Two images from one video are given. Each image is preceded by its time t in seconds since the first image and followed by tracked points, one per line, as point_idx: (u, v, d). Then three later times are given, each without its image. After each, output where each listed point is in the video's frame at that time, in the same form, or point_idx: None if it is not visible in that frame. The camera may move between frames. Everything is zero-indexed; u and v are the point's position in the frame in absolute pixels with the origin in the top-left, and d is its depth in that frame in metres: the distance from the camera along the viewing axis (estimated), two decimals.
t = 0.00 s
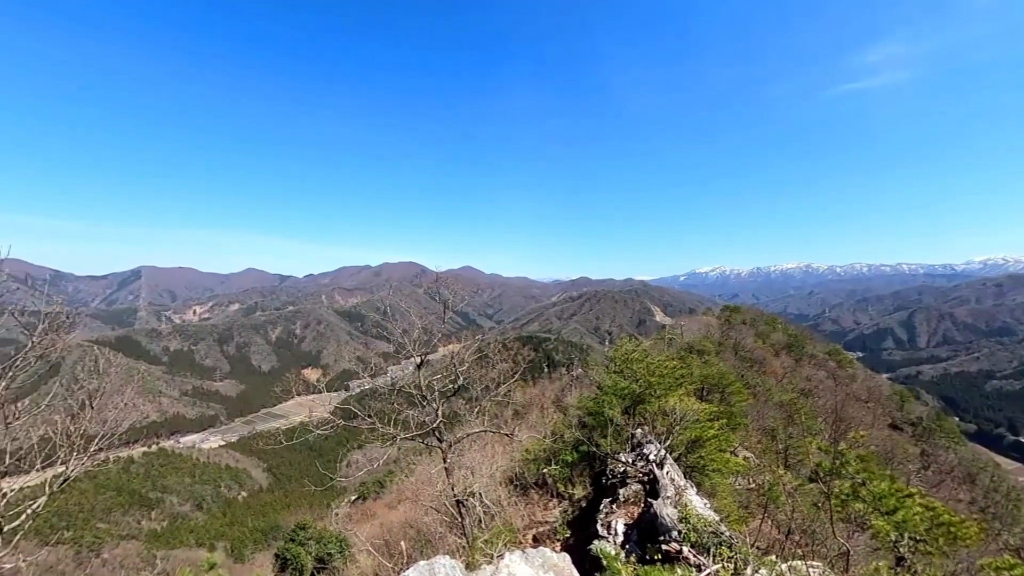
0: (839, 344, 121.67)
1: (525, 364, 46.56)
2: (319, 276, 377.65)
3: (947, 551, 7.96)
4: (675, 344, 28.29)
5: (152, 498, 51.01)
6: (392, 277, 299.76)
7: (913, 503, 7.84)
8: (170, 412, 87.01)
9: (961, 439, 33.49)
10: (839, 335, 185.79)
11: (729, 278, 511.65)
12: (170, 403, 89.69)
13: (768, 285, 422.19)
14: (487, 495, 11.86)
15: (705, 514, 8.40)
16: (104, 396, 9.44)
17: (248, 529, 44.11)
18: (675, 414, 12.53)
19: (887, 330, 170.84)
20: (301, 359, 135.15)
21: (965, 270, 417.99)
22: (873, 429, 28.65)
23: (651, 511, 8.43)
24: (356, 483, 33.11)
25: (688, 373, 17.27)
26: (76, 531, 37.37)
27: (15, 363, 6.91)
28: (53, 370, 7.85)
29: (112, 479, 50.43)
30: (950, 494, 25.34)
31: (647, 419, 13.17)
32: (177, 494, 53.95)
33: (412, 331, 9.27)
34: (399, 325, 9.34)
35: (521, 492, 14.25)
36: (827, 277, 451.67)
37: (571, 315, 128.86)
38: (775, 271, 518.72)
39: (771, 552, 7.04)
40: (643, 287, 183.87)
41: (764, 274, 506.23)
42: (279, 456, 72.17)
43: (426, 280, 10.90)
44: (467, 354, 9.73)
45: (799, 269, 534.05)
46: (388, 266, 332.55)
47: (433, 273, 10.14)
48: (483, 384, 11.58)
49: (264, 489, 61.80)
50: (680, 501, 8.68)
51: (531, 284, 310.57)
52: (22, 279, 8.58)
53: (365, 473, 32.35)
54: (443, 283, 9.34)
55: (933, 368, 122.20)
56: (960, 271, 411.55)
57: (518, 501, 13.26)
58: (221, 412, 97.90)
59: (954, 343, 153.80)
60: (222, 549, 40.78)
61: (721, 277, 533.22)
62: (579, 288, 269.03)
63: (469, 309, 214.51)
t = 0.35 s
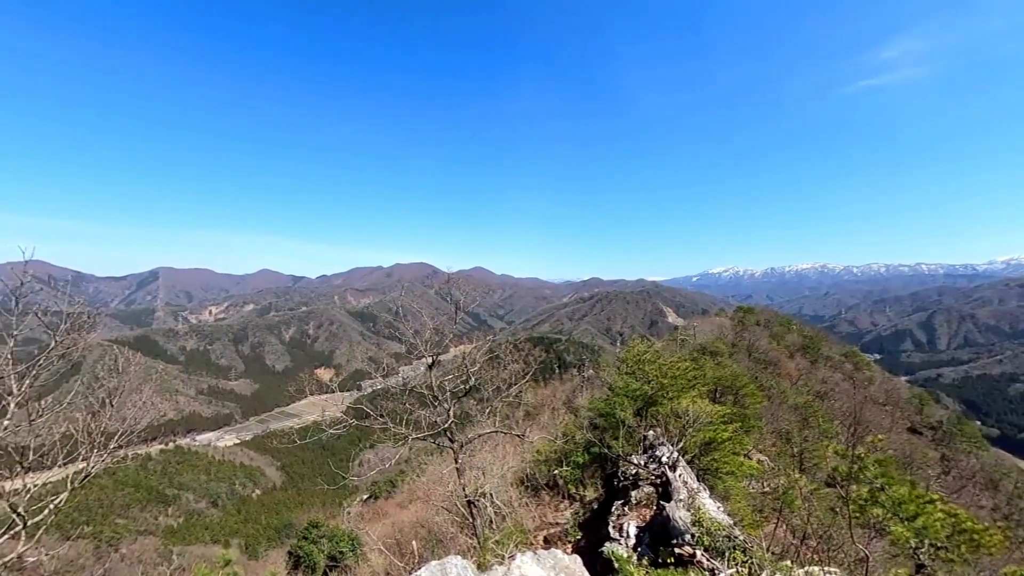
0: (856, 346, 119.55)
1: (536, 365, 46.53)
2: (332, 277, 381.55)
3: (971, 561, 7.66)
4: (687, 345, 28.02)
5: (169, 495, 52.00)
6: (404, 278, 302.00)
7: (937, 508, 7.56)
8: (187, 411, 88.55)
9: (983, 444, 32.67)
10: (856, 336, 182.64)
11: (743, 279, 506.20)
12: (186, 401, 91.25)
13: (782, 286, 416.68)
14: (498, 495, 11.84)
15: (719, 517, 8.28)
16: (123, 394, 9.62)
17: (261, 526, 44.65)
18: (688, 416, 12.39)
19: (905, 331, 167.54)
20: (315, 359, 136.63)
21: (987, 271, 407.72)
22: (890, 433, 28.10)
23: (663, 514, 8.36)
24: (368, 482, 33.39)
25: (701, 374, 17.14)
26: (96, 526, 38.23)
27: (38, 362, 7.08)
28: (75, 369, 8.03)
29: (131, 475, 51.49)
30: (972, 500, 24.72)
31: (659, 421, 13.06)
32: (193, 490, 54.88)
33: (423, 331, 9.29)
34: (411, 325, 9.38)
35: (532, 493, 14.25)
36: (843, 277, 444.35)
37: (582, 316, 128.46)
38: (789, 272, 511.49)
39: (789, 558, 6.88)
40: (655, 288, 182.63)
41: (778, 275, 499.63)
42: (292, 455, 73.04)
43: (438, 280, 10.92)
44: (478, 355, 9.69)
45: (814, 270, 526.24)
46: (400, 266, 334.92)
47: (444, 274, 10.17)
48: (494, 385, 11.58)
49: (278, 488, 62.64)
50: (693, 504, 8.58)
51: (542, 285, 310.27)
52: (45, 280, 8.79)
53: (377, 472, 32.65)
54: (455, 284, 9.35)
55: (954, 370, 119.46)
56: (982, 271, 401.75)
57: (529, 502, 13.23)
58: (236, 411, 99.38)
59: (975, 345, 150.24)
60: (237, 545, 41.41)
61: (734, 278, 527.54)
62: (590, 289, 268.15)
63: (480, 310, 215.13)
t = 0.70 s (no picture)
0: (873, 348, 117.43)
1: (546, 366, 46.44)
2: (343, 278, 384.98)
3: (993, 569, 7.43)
4: (699, 347, 27.72)
5: (184, 492, 52.78)
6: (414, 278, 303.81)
7: (957, 514, 7.36)
8: (201, 409, 89.79)
9: (1004, 449, 31.88)
10: (872, 338, 179.57)
11: (755, 280, 500.94)
12: (200, 400, 92.59)
13: (796, 287, 411.36)
14: (508, 496, 11.85)
15: (731, 521, 8.19)
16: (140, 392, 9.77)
17: (273, 524, 45.10)
18: (700, 418, 12.24)
19: (923, 333, 164.34)
20: (326, 359, 137.83)
21: (1009, 271, 398.14)
22: (908, 436, 27.54)
23: (674, 517, 8.31)
24: (378, 482, 33.57)
25: (713, 376, 16.95)
26: (113, 522, 38.91)
27: (59, 361, 7.23)
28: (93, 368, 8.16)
29: (147, 472, 52.36)
30: (993, 506, 24.13)
31: (671, 422, 12.93)
32: (207, 488, 55.63)
33: (434, 331, 9.34)
34: (422, 326, 9.41)
35: (542, 494, 14.22)
36: (858, 278, 437.42)
37: (592, 316, 128.00)
38: (803, 272, 504.90)
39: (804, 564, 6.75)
40: (667, 289, 181.25)
41: (792, 275, 493.26)
42: (304, 454, 73.74)
43: (448, 281, 10.92)
44: (488, 355, 9.70)
45: (829, 270, 518.55)
46: (410, 267, 336.81)
47: (454, 274, 10.20)
48: (505, 385, 11.57)
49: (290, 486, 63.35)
50: (706, 507, 8.49)
51: (552, 285, 309.71)
52: (66, 281, 8.96)
53: (387, 472, 32.81)
54: (465, 284, 9.37)
55: (974, 373, 116.86)
56: (1003, 272, 392.37)
57: (539, 503, 13.23)
58: (249, 410, 100.59)
59: (995, 347, 146.80)
60: (250, 543, 41.89)
61: (747, 278, 522.01)
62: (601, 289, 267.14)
63: (491, 310, 215.37)
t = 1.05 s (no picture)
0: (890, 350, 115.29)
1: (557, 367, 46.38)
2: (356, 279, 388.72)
3: None
4: (712, 348, 27.38)
5: (200, 489, 53.64)
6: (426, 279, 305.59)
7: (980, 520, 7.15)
8: (216, 408, 91.20)
9: None
10: (890, 339, 176.26)
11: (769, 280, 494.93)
12: (216, 399, 94.03)
13: (810, 287, 405.62)
14: (519, 497, 11.83)
15: (745, 525, 8.08)
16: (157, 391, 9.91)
17: (286, 522, 45.59)
18: (713, 420, 12.10)
19: (942, 335, 160.86)
20: (338, 359, 139.17)
21: None
22: (927, 440, 26.96)
23: (687, 519, 8.23)
24: (389, 481, 33.80)
25: (726, 378, 16.75)
26: (131, 517, 39.68)
27: (80, 360, 7.35)
28: (112, 367, 8.29)
29: (164, 469, 53.25)
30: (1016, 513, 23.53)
31: (683, 425, 12.79)
32: (221, 485, 56.45)
33: (445, 331, 9.35)
34: (433, 327, 9.43)
35: (553, 496, 14.19)
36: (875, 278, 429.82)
37: (603, 317, 127.47)
38: (818, 273, 497.51)
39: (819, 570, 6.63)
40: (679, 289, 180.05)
41: (806, 275, 486.39)
42: (316, 453, 74.49)
43: (459, 282, 10.91)
44: (499, 356, 9.69)
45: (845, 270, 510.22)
46: (421, 267, 338.84)
47: (465, 275, 10.21)
48: (515, 386, 11.54)
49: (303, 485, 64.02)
50: (719, 510, 8.38)
51: (563, 286, 309.22)
52: (86, 281, 9.11)
53: (398, 471, 33.00)
54: (476, 285, 9.38)
55: (996, 376, 114.14)
56: None
57: (550, 505, 13.19)
58: (263, 409, 101.89)
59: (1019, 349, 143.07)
60: (263, 540, 42.43)
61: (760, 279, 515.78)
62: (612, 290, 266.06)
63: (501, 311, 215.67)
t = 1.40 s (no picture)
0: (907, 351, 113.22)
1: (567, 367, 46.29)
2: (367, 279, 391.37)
3: None
4: (724, 349, 27.11)
5: (214, 486, 54.39)
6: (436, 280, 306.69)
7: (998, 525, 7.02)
8: (230, 407, 92.41)
9: None
10: (907, 341, 172.91)
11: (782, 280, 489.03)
12: (229, 398, 95.26)
13: (825, 288, 399.79)
14: (529, 497, 11.81)
15: (758, 528, 7.97)
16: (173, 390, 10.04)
17: (298, 521, 46.04)
18: (725, 422, 11.98)
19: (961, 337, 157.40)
20: (350, 359, 140.30)
21: None
22: (945, 444, 26.40)
23: (699, 523, 8.16)
24: (400, 480, 33.96)
25: (738, 379, 16.58)
26: (147, 514, 40.35)
27: (98, 359, 7.45)
28: (129, 365, 8.42)
29: (179, 466, 54.10)
30: None
31: (694, 427, 12.67)
32: (235, 483, 57.19)
33: (455, 332, 9.36)
34: (443, 326, 9.44)
35: (563, 497, 14.15)
36: (891, 279, 422.25)
37: (613, 317, 126.82)
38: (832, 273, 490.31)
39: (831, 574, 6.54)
40: (690, 289, 178.71)
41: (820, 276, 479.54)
42: (328, 452, 75.15)
43: (468, 282, 10.89)
44: (510, 356, 9.67)
45: (860, 271, 502.04)
46: (432, 268, 340.11)
47: (476, 275, 10.19)
48: (525, 387, 11.50)
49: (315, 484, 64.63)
50: (731, 514, 8.29)
51: (574, 286, 308.45)
52: (104, 282, 9.28)
53: (409, 471, 33.16)
54: (486, 285, 9.37)
55: (1017, 378, 111.38)
56: None
57: (560, 506, 13.16)
58: (275, 408, 103.02)
59: None
60: (275, 538, 42.91)
61: (774, 279, 509.62)
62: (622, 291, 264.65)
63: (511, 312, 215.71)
